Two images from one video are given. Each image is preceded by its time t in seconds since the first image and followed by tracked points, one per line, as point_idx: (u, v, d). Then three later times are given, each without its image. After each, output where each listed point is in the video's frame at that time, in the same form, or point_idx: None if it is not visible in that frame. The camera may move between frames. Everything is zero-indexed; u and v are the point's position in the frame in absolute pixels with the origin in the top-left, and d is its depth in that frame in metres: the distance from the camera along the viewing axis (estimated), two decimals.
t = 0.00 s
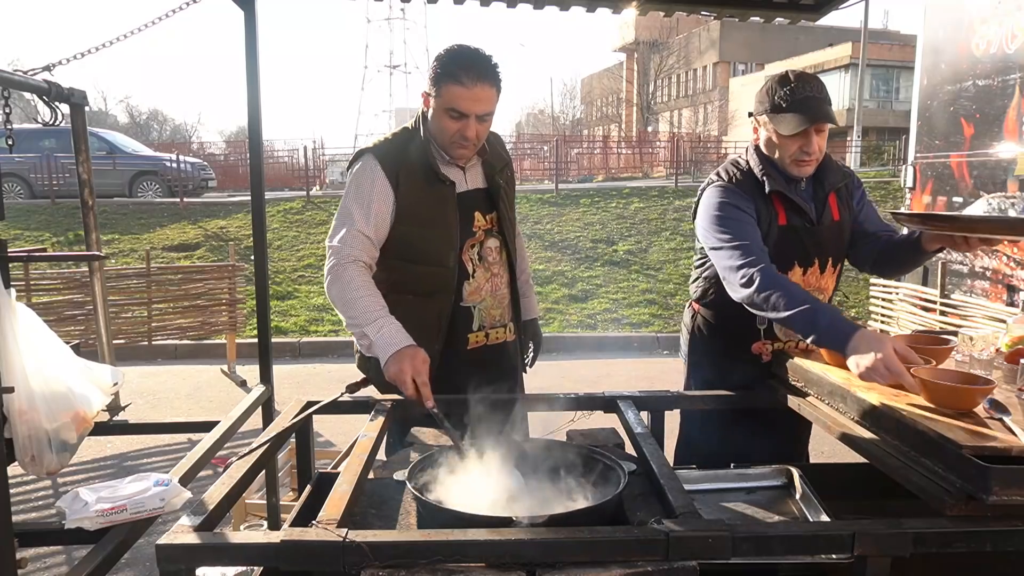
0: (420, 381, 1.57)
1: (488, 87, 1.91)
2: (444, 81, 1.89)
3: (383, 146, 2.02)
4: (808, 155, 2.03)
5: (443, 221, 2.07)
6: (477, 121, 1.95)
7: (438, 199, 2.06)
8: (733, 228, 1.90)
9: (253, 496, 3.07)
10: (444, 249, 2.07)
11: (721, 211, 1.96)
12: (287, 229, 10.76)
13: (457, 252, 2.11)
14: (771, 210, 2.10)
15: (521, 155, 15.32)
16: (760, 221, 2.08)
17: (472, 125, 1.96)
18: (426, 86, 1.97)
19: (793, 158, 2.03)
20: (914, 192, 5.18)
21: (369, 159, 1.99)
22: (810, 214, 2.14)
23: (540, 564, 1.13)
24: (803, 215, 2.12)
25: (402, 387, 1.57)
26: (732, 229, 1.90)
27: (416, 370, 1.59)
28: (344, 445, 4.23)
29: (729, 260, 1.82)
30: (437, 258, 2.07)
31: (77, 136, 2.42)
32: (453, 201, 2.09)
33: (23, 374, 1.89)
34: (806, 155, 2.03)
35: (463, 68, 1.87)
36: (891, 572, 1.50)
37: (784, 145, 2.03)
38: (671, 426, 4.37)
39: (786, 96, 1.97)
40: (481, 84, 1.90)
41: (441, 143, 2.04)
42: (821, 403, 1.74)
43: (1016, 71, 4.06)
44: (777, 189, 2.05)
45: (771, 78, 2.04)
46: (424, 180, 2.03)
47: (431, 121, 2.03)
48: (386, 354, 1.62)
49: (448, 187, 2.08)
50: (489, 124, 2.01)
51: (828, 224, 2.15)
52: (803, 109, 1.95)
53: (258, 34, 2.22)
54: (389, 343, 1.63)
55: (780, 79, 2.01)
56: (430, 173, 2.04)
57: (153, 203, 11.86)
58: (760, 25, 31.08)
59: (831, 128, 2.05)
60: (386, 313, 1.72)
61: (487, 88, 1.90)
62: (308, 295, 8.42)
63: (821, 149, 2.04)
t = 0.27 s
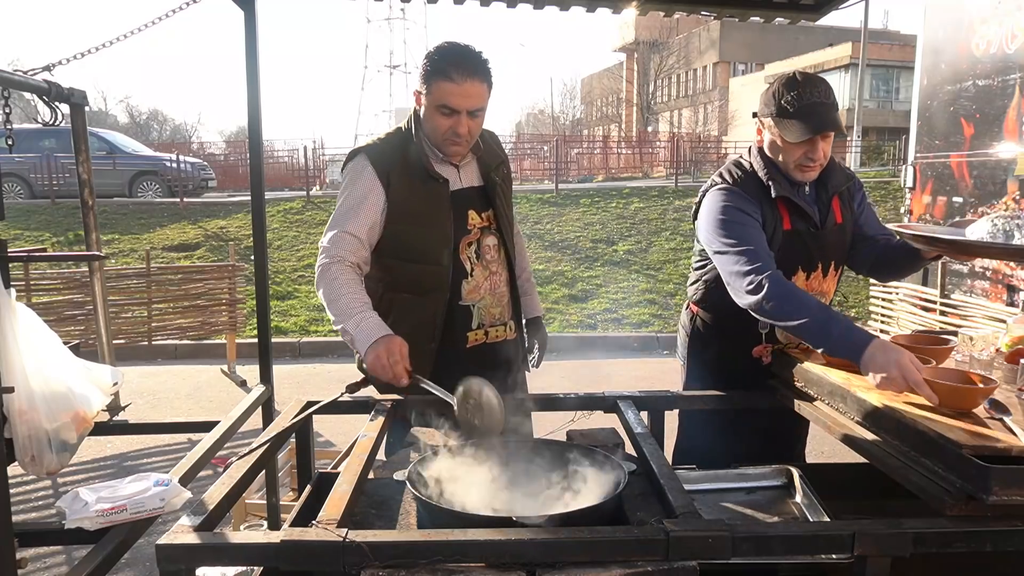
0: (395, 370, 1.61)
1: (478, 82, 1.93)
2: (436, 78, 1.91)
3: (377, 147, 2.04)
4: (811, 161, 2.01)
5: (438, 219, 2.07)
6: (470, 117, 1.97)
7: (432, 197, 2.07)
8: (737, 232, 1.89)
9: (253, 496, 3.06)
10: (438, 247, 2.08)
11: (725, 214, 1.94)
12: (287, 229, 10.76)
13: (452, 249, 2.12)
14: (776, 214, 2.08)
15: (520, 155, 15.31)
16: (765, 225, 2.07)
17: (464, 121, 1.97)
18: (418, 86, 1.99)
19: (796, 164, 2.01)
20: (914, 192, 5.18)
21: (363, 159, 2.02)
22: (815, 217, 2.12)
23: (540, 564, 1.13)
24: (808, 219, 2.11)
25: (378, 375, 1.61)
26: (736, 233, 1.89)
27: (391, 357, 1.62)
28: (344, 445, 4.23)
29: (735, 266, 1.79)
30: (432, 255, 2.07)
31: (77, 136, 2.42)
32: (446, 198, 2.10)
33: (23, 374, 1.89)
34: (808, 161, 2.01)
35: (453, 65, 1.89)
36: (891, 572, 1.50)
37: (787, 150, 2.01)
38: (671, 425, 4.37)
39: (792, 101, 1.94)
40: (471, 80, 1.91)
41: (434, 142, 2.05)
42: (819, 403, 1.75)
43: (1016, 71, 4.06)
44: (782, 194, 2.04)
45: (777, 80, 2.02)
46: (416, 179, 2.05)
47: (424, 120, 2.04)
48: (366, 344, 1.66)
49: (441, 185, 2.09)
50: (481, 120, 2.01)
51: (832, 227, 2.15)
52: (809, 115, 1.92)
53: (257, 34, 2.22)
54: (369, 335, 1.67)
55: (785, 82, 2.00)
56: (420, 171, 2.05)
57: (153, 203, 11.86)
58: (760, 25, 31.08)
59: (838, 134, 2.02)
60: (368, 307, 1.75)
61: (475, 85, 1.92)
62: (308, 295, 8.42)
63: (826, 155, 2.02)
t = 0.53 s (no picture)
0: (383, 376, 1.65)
1: (465, 78, 1.94)
2: (423, 76, 1.91)
3: (368, 147, 2.05)
4: (819, 161, 2.01)
5: (428, 218, 2.08)
6: (458, 113, 1.98)
7: (422, 195, 2.07)
8: (730, 241, 1.94)
9: (252, 496, 3.06)
10: (430, 246, 2.08)
11: (722, 221, 1.97)
12: (287, 229, 10.76)
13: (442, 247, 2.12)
14: (776, 215, 2.07)
15: (521, 155, 15.31)
16: (765, 228, 2.05)
17: (452, 116, 1.98)
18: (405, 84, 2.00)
19: (806, 164, 2.01)
20: (914, 192, 5.18)
21: (355, 161, 2.03)
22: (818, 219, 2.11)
23: (540, 564, 1.13)
24: (810, 221, 2.09)
25: (366, 379, 1.64)
26: (729, 241, 1.94)
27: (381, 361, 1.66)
28: (344, 445, 4.22)
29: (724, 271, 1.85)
30: (422, 253, 2.08)
31: (77, 136, 2.42)
32: (437, 196, 2.10)
33: (23, 374, 1.89)
34: (818, 161, 2.01)
35: (438, 61, 1.91)
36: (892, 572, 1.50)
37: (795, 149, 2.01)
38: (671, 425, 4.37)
39: (804, 100, 1.93)
40: (456, 76, 1.93)
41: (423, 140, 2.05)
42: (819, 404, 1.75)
43: (1016, 71, 4.06)
44: (786, 195, 2.02)
45: (790, 77, 2.01)
46: (407, 178, 2.05)
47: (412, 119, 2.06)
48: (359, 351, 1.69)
49: (431, 183, 2.08)
50: (469, 116, 2.02)
51: (835, 229, 2.13)
52: (820, 115, 1.92)
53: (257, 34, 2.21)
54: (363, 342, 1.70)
55: (795, 83, 1.98)
56: (411, 170, 2.05)
57: (153, 203, 11.86)
58: (760, 25, 31.09)
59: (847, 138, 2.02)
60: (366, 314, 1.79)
61: (461, 78, 1.93)
62: (308, 295, 8.42)
63: (834, 158, 2.02)
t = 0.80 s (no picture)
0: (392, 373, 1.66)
1: (457, 77, 1.94)
2: (415, 76, 1.91)
3: (362, 150, 2.07)
4: (819, 160, 2.00)
5: (422, 217, 2.08)
6: (451, 112, 1.98)
7: (416, 194, 2.08)
8: (726, 244, 1.94)
9: (252, 496, 3.06)
10: (424, 243, 2.08)
11: (718, 224, 1.97)
12: (287, 229, 10.76)
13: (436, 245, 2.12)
14: (775, 215, 2.06)
15: (521, 155, 15.32)
16: (762, 230, 2.05)
17: (446, 115, 1.98)
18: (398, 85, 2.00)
19: (805, 163, 2.00)
20: (914, 192, 5.18)
21: (348, 164, 2.05)
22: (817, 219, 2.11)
23: (540, 564, 1.13)
24: (809, 221, 2.09)
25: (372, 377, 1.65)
26: (725, 242, 1.94)
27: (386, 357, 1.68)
28: (344, 445, 4.22)
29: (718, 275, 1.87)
30: (417, 251, 2.08)
31: (77, 136, 2.42)
32: (430, 195, 2.09)
33: (23, 374, 1.89)
34: (817, 160, 2.01)
35: (429, 61, 1.91)
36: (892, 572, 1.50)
37: (796, 148, 2.00)
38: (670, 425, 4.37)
39: (803, 99, 1.93)
40: (448, 74, 1.92)
41: (418, 139, 2.06)
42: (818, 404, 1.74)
43: (1016, 71, 4.06)
44: (784, 194, 2.01)
45: (782, 79, 2.02)
46: (400, 178, 2.06)
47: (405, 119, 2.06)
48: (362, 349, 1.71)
49: (424, 182, 2.08)
50: (463, 113, 2.03)
51: (835, 229, 2.12)
52: (821, 114, 1.91)
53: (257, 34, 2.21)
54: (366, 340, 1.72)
55: (797, 81, 1.98)
56: (404, 170, 2.05)
57: (153, 203, 11.86)
58: (760, 25, 31.10)
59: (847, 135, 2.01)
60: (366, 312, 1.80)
61: (453, 77, 1.93)
62: (308, 295, 8.42)
63: (835, 155, 2.01)
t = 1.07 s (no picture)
0: (395, 351, 1.71)
1: (465, 70, 2.01)
2: (427, 70, 1.99)
3: (372, 148, 2.12)
4: (820, 160, 2.00)
5: (426, 210, 2.11)
6: (463, 104, 2.04)
7: (421, 188, 2.11)
8: (725, 243, 1.94)
9: (253, 496, 3.06)
10: (429, 237, 2.11)
11: (721, 220, 1.97)
12: (287, 229, 10.76)
13: (440, 238, 2.13)
14: (776, 215, 2.06)
15: (521, 155, 15.33)
16: (763, 229, 2.05)
17: (457, 107, 2.04)
18: (410, 82, 2.07)
19: (808, 163, 2.00)
20: (914, 193, 5.18)
21: (357, 162, 2.10)
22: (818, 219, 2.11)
23: (540, 564, 1.13)
24: (810, 221, 2.09)
25: (379, 355, 1.71)
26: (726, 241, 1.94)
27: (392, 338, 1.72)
28: (344, 445, 4.22)
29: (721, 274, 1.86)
30: (421, 243, 2.10)
31: (77, 136, 2.42)
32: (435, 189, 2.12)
33: (23, 374, 1.89)
34: (819, 159, 2.00)
35: (440, 55, 1.98)
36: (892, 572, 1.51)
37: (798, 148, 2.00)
38: (670, 425, 4.37)
39: (806, 99, 1.93)
40: (459, 68, 2.00)
41: (429, 135, 2.10)
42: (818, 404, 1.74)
43: (1016, 71, 4.06)
44: (785, 194, 2.01)
45: (791, 77, 2.03)
46: (407, 173, 2.09)
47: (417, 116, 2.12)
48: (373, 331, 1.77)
49: (431, 177, 2.12)
50: (473, 108, 2.09)
51: (836, 229, 2.13)
52: (822, 113, 1.91)
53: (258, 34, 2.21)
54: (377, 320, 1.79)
55: (799, 78, 2.00)
56: (411, 163, 2.09)
57: (153, 203, 11.86)
58: (760, 25, 31.11)
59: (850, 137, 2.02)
60: (378, 297, 1.87)
61: (464, 70, 2.01)
62: (308, 295, 8.42)
63: (838, 155, 2.00)
